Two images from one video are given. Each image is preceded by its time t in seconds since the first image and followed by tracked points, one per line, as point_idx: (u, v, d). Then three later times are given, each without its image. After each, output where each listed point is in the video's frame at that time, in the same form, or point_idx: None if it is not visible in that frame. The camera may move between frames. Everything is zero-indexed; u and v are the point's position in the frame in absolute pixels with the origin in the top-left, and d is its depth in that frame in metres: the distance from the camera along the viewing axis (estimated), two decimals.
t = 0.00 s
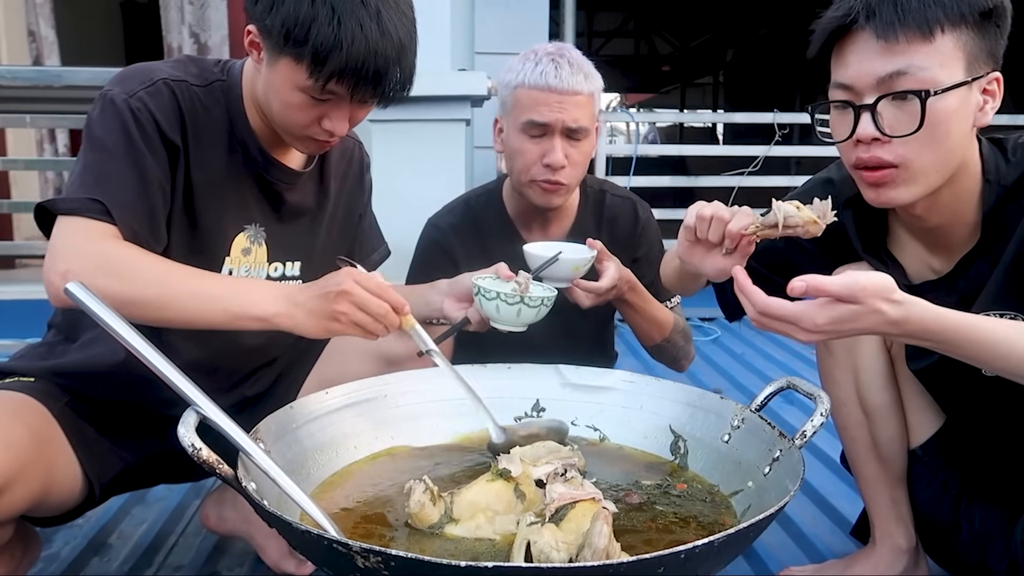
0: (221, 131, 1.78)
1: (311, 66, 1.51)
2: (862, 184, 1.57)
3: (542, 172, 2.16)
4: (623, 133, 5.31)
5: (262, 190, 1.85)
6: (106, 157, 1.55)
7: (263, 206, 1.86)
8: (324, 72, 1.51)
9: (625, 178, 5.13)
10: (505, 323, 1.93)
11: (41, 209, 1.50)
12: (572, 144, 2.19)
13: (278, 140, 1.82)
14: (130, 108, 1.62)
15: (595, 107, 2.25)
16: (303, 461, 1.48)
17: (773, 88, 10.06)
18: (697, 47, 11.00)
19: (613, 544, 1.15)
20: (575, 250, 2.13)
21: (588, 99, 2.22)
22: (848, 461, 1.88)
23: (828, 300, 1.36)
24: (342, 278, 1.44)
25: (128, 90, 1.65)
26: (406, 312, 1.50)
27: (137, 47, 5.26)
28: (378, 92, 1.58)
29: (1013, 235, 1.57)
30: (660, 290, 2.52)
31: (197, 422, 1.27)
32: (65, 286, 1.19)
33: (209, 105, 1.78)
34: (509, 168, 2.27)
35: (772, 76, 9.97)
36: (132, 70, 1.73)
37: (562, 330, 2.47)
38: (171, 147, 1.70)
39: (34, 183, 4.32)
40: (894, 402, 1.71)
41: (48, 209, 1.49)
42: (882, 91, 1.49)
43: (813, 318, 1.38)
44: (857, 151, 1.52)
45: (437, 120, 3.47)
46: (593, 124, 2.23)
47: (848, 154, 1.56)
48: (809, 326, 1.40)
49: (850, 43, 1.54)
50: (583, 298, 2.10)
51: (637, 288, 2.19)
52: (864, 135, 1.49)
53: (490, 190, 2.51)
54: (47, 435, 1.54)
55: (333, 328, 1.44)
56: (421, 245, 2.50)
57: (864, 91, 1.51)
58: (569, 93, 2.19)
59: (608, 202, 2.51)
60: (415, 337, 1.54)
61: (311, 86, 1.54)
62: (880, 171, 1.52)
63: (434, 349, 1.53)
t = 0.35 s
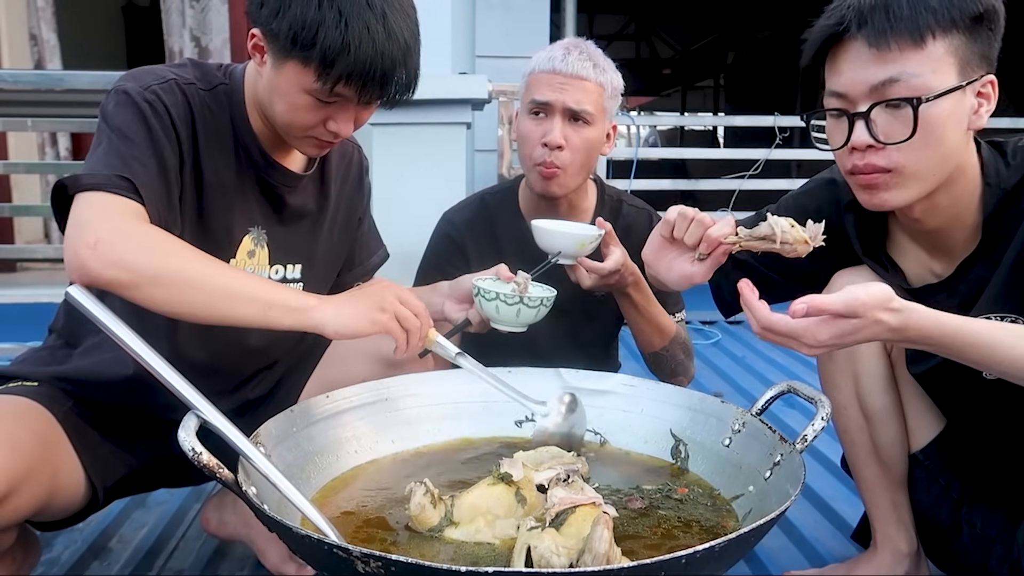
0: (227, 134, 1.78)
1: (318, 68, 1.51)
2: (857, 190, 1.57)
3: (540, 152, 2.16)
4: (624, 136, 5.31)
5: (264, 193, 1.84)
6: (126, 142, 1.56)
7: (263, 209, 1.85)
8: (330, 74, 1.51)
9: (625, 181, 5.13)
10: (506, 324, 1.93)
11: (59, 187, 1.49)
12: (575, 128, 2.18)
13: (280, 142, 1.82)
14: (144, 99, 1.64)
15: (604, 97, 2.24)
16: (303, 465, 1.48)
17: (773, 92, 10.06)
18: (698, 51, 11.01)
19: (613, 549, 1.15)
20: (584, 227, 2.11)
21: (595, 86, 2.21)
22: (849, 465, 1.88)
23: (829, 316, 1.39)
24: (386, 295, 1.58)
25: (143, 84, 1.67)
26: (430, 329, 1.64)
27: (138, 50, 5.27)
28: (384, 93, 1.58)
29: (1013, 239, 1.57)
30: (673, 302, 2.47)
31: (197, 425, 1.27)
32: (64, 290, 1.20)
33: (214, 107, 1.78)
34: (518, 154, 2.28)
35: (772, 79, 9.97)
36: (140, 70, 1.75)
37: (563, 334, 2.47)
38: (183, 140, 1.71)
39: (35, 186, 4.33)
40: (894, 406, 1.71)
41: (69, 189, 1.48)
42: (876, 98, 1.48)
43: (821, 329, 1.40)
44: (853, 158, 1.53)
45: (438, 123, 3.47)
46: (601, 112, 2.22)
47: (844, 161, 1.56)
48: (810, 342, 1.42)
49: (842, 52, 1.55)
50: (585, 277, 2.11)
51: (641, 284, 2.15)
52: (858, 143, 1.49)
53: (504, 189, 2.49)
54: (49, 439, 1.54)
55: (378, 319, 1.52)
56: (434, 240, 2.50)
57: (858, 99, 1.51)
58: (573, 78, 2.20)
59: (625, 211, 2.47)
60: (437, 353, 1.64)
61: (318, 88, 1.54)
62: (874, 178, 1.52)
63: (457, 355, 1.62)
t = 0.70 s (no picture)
0: (225, 135, 1.79)
1: (320, 69, 1.52)
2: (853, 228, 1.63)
3: (540, 147, 2.17)
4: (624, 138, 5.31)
5: (266, 197, 1.85)
6: (97, 132, 1.56)
7: (265, 213, 1.86)
8: (332, 75, 1.51)
9: (626, 183, 5.12)
10: (503, 325, 1.93)
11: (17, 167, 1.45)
12: (577, 126, 2.19)
13: (281, 144, 1.82)
14: (129, 96, 1.65)
15: (610, 98, 2.24)
16: (305, 467, 1.48)
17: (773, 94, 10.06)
18: (698, 53, 11.01)
19: (615, 550, 1.15)
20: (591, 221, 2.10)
21: (600, 87, 2.22)
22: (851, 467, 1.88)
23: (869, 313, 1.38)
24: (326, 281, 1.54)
25: (134, 81, 1.69)
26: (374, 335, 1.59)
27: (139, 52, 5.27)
28: (387, 95, 1.58)
29: None
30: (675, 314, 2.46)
31: (198, 427, 1.27)
32: (68, 291, 1.20)
33: (213, 108, 1.78)
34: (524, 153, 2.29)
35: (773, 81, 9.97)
36: (137, 70, 1.76)
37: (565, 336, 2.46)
38: (164, 135, 1.70)
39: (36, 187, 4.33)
40: (896, 408, 1.71)
41: (26, 169, 1.45)
42: (829, 155, 1.56)
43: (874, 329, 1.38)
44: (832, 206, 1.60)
45: (438, 125, 3.47)
46: (606, 113, 2.22)
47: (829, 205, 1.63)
48: (871, 344, 1.38)
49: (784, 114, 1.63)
50: (590, 271, 2.08)
51: (648, 290, 2.15)
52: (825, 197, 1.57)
53: (512, 189, 2.48)
54: (51, 441, 1.53)
55: (316, 323, 1.45)
56: (440, 237, 2.49)
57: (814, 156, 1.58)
58: (579, 77, 2.22)
59: (633, 222, 2.47)
60: (378, 361, 1.59)
61: (320, 89, 1.54)
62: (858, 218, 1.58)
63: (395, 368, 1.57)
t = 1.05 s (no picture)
0: (218, 135, 1.78)
1: (315, 68, 1.51)
2: (849, 196, 1.59)
3: (553, 155, 2.17)
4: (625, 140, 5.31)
5: (264, 200, 1.85)
6: (66, 135, 1.56)
7: (262, 215, 1.85)
8: (327, 75, 1.51)
9: (627, 184, 5.12)
10: (497, 324, 1.92)
11: None
12: (591, 136, 2.19)
13: (276, 144, 1.81)
14: (110, 98, 1.66)
15: (624, 107, 2.24)
16: (306, 468, 1.48)
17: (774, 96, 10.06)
18: (699, 54, 11.02)
19: (618, 552, 1.14)
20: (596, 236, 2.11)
21: (614, 96, 2.21)
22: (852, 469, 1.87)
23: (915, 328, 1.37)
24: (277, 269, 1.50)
25: (117, 82, 1.69)
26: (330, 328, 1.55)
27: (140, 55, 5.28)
28: (383, 96, 1.58)
29: None
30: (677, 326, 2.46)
31: (200, 428, 1.27)
32: (68, 290, 1.20)
33: (207, 109, 1.78)
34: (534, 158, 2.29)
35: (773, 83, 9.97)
36: (126, 69, 1.77)
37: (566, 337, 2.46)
38: (146, 136, 1.70)
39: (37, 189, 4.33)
40: (898, 409, 1.70)
41: None
42: (859, 107, 1.51)
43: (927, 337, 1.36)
44: (840, 165, 1.55)
45: (439, 126, 3.47)
46: (619, 122, 2.22)
47: (834, 167, 1.58)
48: (924, 357, 1.36)
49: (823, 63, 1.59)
50: (596, 288, 2.09)
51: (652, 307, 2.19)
52: (844, 151, 1.51)
53: (521, 190, 2.49)
54: (50, 442, 1.53)
55: (260, 318, 1.43)
56: (446, 239, 2.49)
57: (843, 108, 1.53)
58: (594, 85, 2.21)
59: (640, 228, 2.46)
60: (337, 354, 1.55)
61: (316, 88, 1.54)
62: (863, 183, 1.54)
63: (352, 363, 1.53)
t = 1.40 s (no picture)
0: (218, 137, 1.79)
1: (313, 67, 1.51)
2: (851, 204, 1.60)
3: (561, 176, 2.17)
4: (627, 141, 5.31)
5: (264, 201, 1.85)
6: (78, 144, 1.56)
7: (262, 215, 1.85)
8: (326, 75, 1.51)
9: (629, 185, 5.12)
10: (495, 328, 1.92)
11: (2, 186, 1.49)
12: (597, 156, 2.18)
13: (276, 146, 1.81)
14: (117, 104, 1.65)
15: (630, 123, 2.23)
16: (309, 470, 1.48)
17: (775, 97, 10.06)
18: (701, 56, 11.02)
19: (621, 555, 1.13)
20: (594, 244, 2.11)
21: (621, 113, 2.19)
22: (853, 472, 1.87)
23: (990, 357, 1.39)
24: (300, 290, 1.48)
25: (122, 87, 1.69)
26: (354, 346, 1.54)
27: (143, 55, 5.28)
28: (381, 95, 1.58)
29: None
30: (678, 329, 2.46)
31: (203, 430, 1.26)
32: (74, 293, 1.19)
33: (208, 110, 1.78)
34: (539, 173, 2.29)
35: (775, 84, 9.97)
36: (126, 71, 1.76)
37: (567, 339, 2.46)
38: (154, 141, 1.70)
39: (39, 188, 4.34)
40: (900, 413, 1.70)
41: (9, 187, 1.48)
42: (863, 115, 1.51)
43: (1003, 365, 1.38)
44: (843, 172, 1.55)
45: (441, 128, 3.47)
46: (625, 138, 2.21)
47: (836, 175, 1.58)
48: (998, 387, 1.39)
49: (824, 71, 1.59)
50: (593, 296, 2.10)
51: (651, 313, 2.19)
52: (848, 158, 1.51)
53: (522, 192, 2.49)
54: (50, 444, 1.53)
55: (283, 343, 1.40)
56: (448, 241, 2.48)
57: (847, 115, 1.52)
58: (601, 104, 2.18)
59: (643, 231, 2.46)
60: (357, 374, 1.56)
61: (315, 89, 1.53)
62: (865, 193, 1.55)
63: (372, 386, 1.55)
